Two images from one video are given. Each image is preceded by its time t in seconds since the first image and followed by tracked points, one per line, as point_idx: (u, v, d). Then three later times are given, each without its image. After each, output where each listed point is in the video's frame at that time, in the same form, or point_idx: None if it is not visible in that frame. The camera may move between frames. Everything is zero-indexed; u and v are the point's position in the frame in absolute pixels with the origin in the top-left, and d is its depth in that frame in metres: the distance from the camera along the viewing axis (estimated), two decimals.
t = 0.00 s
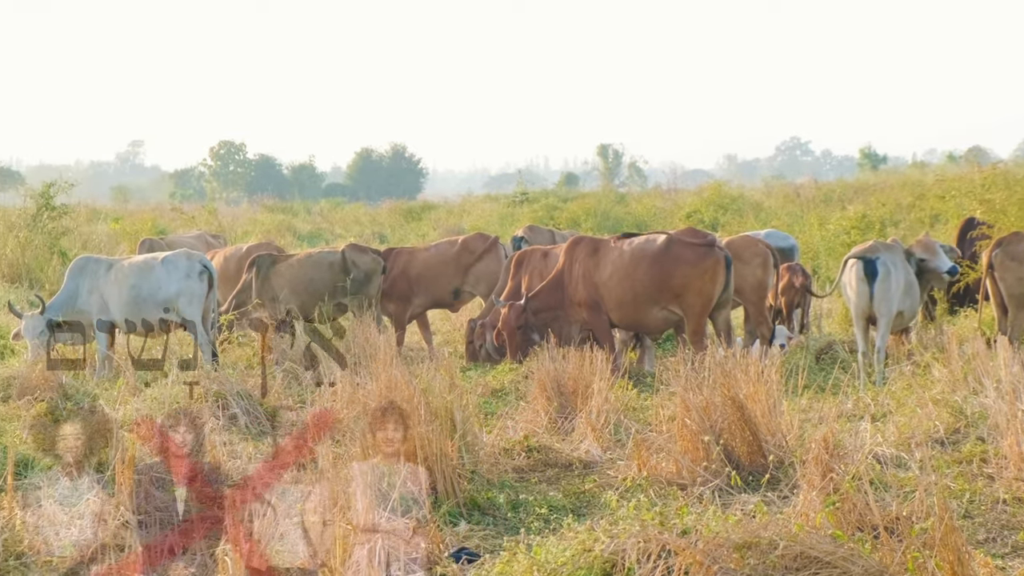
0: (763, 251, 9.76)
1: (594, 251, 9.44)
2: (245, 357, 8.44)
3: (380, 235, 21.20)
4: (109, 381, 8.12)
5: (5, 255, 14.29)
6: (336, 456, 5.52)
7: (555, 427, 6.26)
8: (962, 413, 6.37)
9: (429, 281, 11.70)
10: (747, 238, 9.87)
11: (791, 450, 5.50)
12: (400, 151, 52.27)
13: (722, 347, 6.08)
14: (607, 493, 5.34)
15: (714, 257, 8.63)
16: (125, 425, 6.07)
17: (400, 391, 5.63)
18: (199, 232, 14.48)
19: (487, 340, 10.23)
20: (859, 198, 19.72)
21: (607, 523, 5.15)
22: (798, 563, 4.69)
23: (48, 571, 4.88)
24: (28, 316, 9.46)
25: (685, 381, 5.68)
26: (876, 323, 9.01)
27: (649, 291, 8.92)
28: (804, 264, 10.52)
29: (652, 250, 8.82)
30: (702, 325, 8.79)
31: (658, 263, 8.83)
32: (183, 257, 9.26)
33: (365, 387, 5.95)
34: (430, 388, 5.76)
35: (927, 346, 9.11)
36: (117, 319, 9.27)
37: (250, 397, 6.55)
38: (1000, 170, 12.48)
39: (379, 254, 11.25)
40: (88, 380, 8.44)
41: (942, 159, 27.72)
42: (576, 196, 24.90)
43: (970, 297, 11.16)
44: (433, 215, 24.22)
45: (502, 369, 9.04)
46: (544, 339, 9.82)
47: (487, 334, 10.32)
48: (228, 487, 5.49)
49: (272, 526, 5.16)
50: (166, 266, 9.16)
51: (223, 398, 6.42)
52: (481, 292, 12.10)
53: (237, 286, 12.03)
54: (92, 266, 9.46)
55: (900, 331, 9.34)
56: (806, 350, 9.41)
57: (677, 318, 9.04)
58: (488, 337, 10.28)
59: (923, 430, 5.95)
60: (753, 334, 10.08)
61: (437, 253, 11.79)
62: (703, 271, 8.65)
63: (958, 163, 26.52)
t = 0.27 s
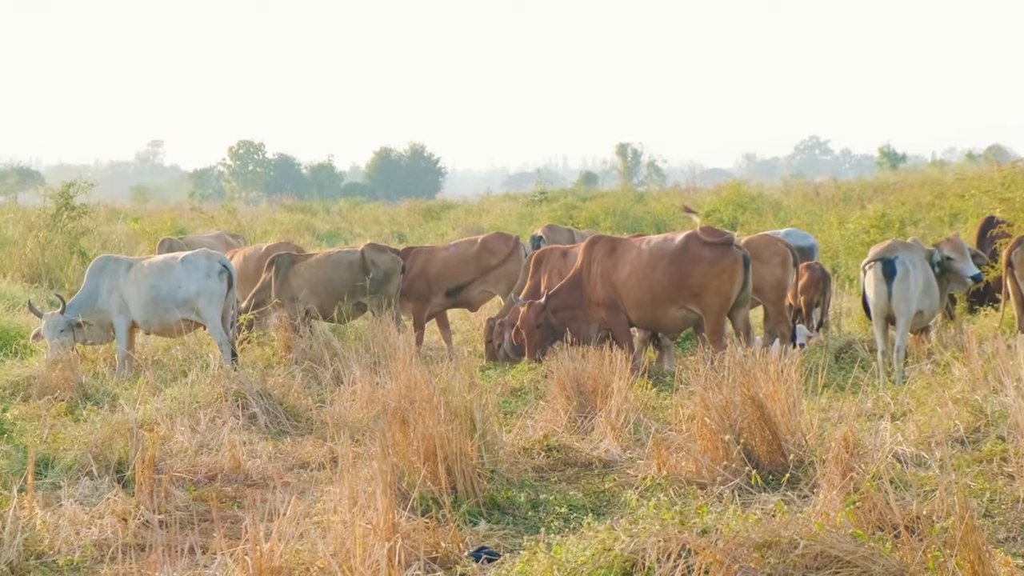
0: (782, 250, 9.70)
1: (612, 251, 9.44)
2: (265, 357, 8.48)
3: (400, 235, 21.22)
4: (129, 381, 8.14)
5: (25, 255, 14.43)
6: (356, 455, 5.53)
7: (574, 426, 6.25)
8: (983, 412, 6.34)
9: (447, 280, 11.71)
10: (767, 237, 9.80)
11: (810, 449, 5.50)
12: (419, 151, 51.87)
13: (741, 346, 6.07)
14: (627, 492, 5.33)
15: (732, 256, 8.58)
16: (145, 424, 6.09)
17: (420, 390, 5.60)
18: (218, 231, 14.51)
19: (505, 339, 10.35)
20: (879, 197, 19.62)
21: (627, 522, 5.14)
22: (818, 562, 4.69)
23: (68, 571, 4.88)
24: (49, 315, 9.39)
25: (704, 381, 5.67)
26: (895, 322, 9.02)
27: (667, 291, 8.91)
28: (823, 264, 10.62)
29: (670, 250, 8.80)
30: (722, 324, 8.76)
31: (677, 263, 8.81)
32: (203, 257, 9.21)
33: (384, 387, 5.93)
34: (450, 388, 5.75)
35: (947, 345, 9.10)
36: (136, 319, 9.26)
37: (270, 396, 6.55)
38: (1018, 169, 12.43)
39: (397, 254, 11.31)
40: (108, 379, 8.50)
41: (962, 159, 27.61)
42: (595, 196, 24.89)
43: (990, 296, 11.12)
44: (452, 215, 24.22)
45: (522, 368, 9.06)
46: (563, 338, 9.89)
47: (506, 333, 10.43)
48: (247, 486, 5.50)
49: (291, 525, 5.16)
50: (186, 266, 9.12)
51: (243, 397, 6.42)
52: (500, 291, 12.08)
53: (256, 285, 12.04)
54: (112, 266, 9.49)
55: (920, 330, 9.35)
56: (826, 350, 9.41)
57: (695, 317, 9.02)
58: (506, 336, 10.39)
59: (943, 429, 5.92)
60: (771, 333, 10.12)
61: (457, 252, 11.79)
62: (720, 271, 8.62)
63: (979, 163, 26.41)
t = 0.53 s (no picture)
0: (802, 250, 9.61)
1: (631, 250, 9.46)
2: (286, 356, 8.68)
3: (420, 235, 21.24)
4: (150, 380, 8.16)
5: (46, 254, 14.47)
6: (376, 455, 5.53)
7: (594, 426, 6.25)
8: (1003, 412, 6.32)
9: (467, 280, 11.78)
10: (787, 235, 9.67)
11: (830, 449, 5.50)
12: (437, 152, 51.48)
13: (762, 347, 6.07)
14: (647, 492, 5.34)
15: (751, 256, 8.57)
16: (166, 424, 6.10)
17: (440, 390, 5.59)
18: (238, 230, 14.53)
19: (524, 339, 10.38)
20: (900, 197, 19.54)
21: (648, 521, 5.14)
22: (839, 563, 4.68)
23: (88, 570, 4.89)
24: (70, 315, 9.41)
25: (725, 380, 5.66)
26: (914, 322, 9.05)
27: (687, 290, 8.90)
28: (841, 264, 10.58)
29: (689, 249, 8.80)
30: (741, 324, 8.75)
31: (696, 262, 8.80)
32: (223, 257, 9.22)
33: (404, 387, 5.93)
34: (470, 388, 5.74)
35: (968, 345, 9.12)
36: (157, 318, 9.26)
37: (290, 395, 6.55)
38: None
39: (418, 254, 11.23)
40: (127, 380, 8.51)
41: (983, 159, 27.55)
42: (614, 195, 24.91)
43: (1009, 297, 11.11)
44: (472, 215, 24.25)
45: (542, 368, 9.07)
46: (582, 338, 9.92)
47: (525, 332, 10.44)
48: (267, 486, 5.50)
49: (312, 524, 5.17)
50: (207, 265, 9.14)
51: (264, 396, 6.42)
52: (520, 291, 12.09)
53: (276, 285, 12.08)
54: (132, 266, 9.45)
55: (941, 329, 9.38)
56: (847, 349, 9.42)
57: (714, 317, 9.00)
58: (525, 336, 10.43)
59: (964, 429, 5.91)
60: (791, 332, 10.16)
61: (476, 252, 11.85)
62: (739, 270, 8.61)
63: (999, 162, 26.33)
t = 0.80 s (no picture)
0: (823, 250, 9.79)
1: (651, 250, 9.46)
2: (306, 357, 8.54)
3: (441, 235, 21.26)
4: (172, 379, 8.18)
5: (67, 254, 14.47)
6: (396, 454, 5.53)
7: (615, 427, 6.25)
8: None
9: (488, 280, 11.79)
10: (809, 237, 9.91)
11: (851, 450, 5.50)
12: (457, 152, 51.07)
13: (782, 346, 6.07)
14: (668, 492, 5.34)
15: (771, 257, 8.58)
16: (187, 424, 6.12)
17: (461, 390, 5.60)
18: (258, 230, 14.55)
19: (545, 339, 10.38)
20: (920, 197, 19.47)
21: (668, 522, 5.14)
22: (861, 563, 4.67)
23: (109, 569, 4.91)
24: (90, 316, 9.41)
25: (745, 380, 5.66)
26: (936, 323, 9.07)
27: (706, 290, 8.90)
28: (863, 264, 10.51)
29: (709, 249, 8.80)
30: (761, 324, 8.75)
31: (715, 263, 8.80)
32: (244, 256, 9.25)
33: (425, 386, 5.94)
34: (490, 388, 5.73)
35: (990, 345, 9.12)
36: (179, 318, 9.28)
37: (310, 395, 6.56)
38: None
39: (438, 253, 11.22)
40: (149, 378, 8.56)
41: (1008, 160, 27.48)
42: (636, 195, 24.95)
43: None
44: (493, 215, 24.31)
45: (562, 369, 9.08)
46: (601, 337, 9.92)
47: (547, 332, 10.45)
48: (288, 485, 5.51)
49: (332, 524, 5.18)
50: (227, 265, 9.17)
51: (285, 396, 6.43)
52: (541, 291, 11.98)
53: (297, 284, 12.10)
54: (154, 266, 9.50)
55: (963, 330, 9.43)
56: (869, 350, 9.43)
57: (733, 318, 9.00)
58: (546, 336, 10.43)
59: (987, 430, 5.89)
60: (814, 333, 10.17)
61: (497, 251, 11.83)
62: (759, 271, 8.61)
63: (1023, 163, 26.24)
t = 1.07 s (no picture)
0: (844, 250, 9.79)
1: (671, 249, 9.46)
2: (326, 355, 8.54)
3: (460, 234, 21.27)
4: (192, 378, 8.19)
5: (88, 252, 14.50)
6: (417, 453, 5.54)
7: (635, 426, 6.26)
8: None
9: (508, 279, 11.87)
10: (829, 237, 9.88)
11: (872, 449, 5.50)
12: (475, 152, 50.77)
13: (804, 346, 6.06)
14: (688, 491, 5.34)
15: (791, 256, 8.59)
16: (207, 422, 6.14)
17: (482, 389, 5.60)
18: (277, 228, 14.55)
19: (566, 336, 10.36)
20: (941, 197, 19.39)
21: (689, 521, 5.14)
22: (881, 563, 4.67)
23: (130, 568, 4.93)
24: (111, 313, 9.51)
25: (766, 379, 5.66)
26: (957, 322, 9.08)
27: (726, 289, 8.91)
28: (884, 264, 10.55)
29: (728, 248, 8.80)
30: (780, 323, 8.76)
31: (735, 262, 8.81)
32: (264, 254, 9.25)
33: (446, 385, 5.93)
34: (511, 387, 5.72)
35: (1010, 345, 9.12)
36: (198, 316, 9.33)
37: (331, 394, 6.57)
38: None
39: (458, 252, 11.20)
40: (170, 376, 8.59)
41: None
42: (656, 194, 24.98)
43: None
44: (514, 214, 24.38)
45: (581, 368, 9.10)
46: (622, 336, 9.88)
47: (567, 330, 10.44)
48: (308, 483, 5.52)
49: (352, 522, 5.19)
50: (248, 263, 9.17)
51: (305, 394, 6.43)
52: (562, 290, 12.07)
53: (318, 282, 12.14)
54: (174, 264, 9.54)
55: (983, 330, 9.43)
56: (889, 350, 9.44)
57: (753, 316, 9.01)
58: (567, 334, 10.41)
59: (1010, 429, 5.87)
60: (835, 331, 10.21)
61: (518, 250, 11.90)
62: (778, 270, 8.62)
63: None
